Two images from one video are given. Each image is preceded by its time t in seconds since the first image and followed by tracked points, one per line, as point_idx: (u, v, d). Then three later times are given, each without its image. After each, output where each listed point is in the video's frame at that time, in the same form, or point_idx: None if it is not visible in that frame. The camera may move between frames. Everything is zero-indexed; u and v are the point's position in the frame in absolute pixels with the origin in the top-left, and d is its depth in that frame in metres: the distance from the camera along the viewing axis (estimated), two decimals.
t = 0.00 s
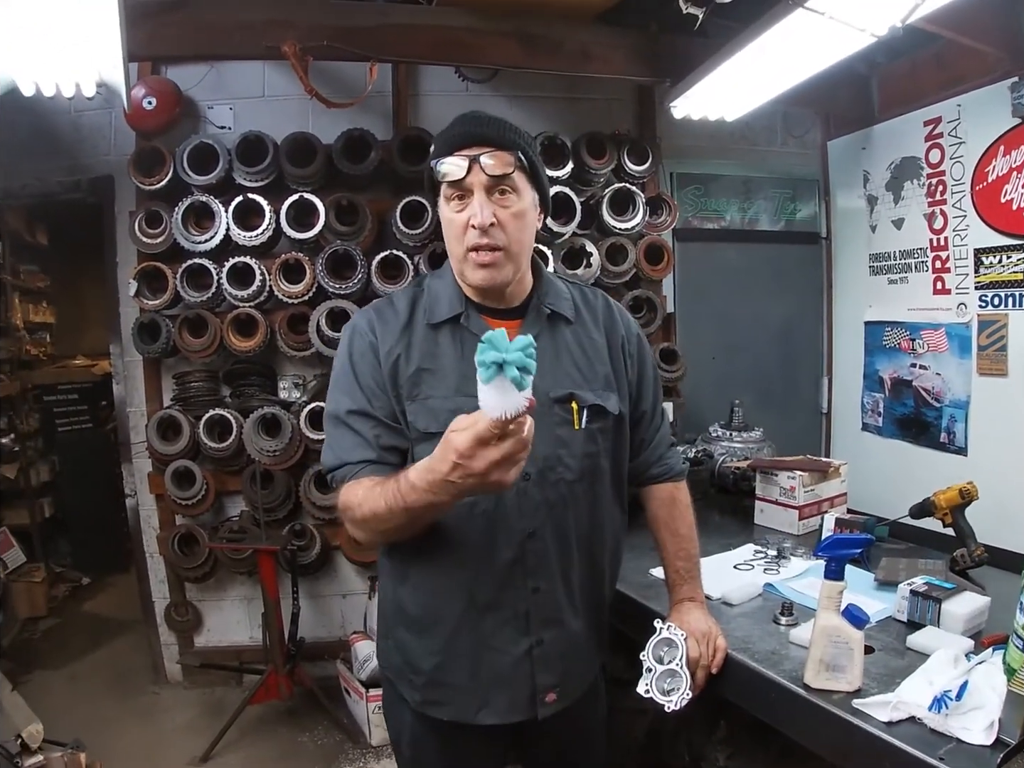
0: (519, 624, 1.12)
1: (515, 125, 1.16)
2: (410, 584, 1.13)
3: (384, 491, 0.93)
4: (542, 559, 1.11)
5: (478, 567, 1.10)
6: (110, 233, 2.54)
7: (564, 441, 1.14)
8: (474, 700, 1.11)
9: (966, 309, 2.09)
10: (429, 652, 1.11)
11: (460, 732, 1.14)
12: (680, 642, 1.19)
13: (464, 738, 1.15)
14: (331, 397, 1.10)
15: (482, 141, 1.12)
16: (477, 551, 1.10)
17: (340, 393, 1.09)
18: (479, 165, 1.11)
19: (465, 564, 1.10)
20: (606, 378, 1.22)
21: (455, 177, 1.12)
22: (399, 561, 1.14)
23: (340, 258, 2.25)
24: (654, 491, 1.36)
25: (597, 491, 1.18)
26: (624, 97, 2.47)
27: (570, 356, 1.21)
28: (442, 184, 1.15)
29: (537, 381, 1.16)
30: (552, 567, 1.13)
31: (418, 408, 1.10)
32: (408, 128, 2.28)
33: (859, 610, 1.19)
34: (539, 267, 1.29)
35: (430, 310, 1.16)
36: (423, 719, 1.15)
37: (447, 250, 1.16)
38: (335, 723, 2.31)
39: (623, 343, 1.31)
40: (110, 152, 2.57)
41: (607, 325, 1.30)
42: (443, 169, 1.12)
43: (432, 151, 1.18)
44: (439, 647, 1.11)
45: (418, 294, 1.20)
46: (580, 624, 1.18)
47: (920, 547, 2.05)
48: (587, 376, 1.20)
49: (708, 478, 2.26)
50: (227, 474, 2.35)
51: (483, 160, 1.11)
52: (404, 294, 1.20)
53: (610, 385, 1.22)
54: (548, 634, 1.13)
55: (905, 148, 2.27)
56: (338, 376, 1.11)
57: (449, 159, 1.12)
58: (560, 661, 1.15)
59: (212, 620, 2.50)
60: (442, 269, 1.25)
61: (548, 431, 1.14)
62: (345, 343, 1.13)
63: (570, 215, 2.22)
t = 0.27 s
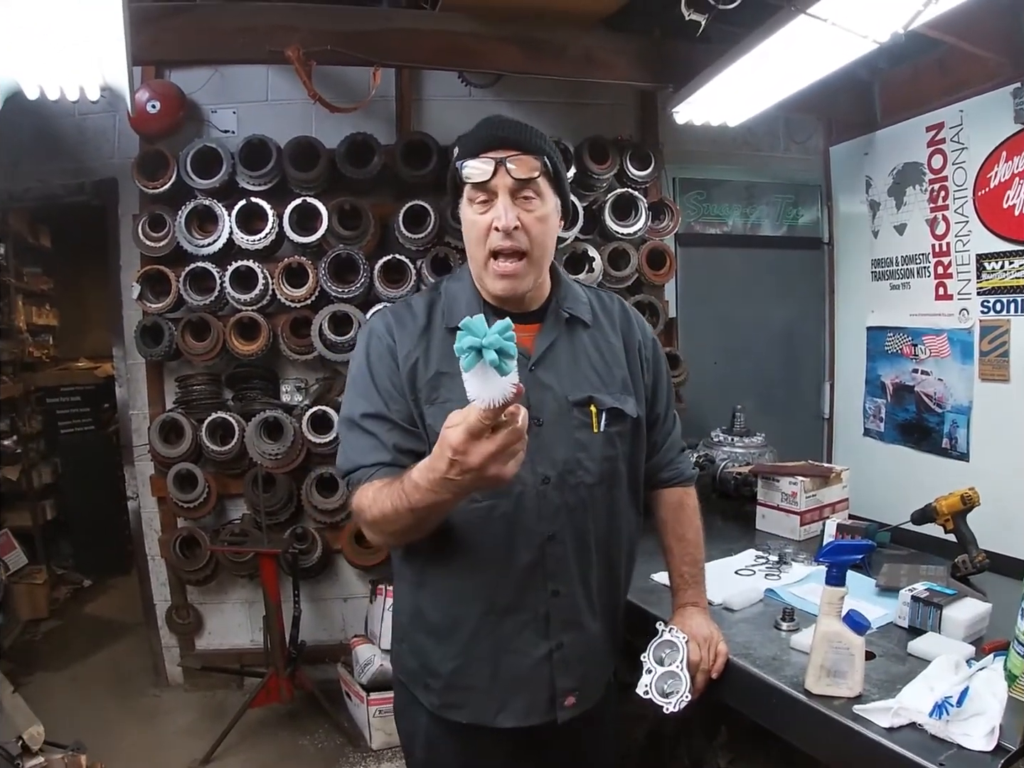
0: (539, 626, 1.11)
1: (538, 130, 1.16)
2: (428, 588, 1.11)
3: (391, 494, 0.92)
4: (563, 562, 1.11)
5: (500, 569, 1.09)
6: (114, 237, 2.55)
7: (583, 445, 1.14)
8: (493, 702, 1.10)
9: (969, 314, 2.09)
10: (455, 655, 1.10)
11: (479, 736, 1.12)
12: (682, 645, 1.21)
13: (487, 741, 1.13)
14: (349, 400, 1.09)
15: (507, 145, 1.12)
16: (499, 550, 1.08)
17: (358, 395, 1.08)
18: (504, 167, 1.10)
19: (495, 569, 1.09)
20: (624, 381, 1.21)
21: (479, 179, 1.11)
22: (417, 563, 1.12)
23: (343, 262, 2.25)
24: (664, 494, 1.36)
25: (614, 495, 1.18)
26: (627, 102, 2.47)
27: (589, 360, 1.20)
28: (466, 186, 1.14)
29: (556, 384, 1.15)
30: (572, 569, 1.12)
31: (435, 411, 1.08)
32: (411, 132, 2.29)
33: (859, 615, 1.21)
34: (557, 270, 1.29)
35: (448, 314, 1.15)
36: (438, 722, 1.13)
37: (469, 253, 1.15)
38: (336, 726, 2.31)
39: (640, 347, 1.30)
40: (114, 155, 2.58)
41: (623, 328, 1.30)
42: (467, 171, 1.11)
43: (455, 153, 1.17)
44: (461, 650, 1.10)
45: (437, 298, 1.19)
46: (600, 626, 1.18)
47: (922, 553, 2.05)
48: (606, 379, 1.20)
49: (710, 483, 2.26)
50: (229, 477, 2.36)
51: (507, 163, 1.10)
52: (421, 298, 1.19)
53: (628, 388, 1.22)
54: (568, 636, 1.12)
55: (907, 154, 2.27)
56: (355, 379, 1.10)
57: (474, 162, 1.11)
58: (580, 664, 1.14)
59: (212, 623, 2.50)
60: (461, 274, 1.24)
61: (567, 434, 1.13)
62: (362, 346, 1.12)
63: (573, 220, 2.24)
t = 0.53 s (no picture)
0: (550, 630, 1.11)
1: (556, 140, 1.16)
2: (440, 593, 1.11)
3: (406, 498, 0.92)
4: (573, 566, 1.11)
5: (512, 574, 1.09)
6: (114, 241, 2.55)
7: (595, 450, 1.14)
8: (503, 705, 1.10)
9: (967, 319, 2.10)
10: (467, 659, 1.10)
11: (488, 739, 1.13)
12: (681, 646, 1.20)
13: (496, 744, 1.13)
14: (361, 405, 1.09)
15: (524, 153, 1.12)
16: (511, 555, 1.09)
17: (370, 400, 1.08)
18: (522, 176, 1.10)
19: (508, 574, 1.09)
20: (635, 387, 1.22)
21: (496, 186, 1.11)
22: (430, 568, 1.13)
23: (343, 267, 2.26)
24: (668, 498, 1.37)
25: (625, 501, 1.18)
26: (627, 108, 2.48)
27: (600, 366, 1.21)
28: (481, 193, 1.14)
29: (567, 391, 1.16)
30: (583, 573, 1.12)
31: (448, 416, 1.08)
32: (411, 137, 2.30)
33: (857, 620, 1.22)
34: (569, 276, 1.29)
35: (460, 320, 1.15)
36: (447, 726, 1.14)
37: (482, 259, 1.15)
38: (334, 730, 2.31)
39: (651, 353, 1.30)
40: (114, 159, 2.59)
41: (634, 334, 1.30)
42: (484, 177, 1.11)
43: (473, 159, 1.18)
44: (473, 654, 1.10)
45: (448, 303, 1.19)
46: (611, 629, 1.18)
47: (920, 557, 2.05)
48: (617, 385, 1.20)
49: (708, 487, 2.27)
50: (228, 481, 2.36)
51: (524, 172, 1.10)
52: (433, 303, 1.19)
53: (639, 394, 1.22)
54: (579, 639, 1.13)
55: (905, 160, 2.28)
56: (368, 384, 1.10)
57: (491, 169, 1.11)
58: (590, 668, 1.14)
59: (211, 626, 2.50)
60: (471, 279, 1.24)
61: (578, 439, 1.14)
62: (374, 351, 1.12)
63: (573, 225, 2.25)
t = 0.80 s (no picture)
0: (559, 630, 1.11)
1: (559, 140, 1.16)
2: (450, 594, 1.11)
3: (410, 494, 0.91)
4: (582, 566, 1.11)
5: (522, 574, 1.09)
6: (111, 242, 2.55)
7: (603, 450, 1.14)
8: (511, 706, 1.10)
9: (964, 321, 2.10)
10: (477, 660, 1.10)
11: (495, 740, 1.12)
12: (681, 645, 1.20)
13: (504, 745, 1.13)
14: (371, 405, 1.08)
15: (527, 155, 1.12)
16: (520, 555, 1.09)
17: (381, 400, 1.07)
18: (524, 178, 1.10)
19: (517, 574, 1.09)
20: (642, 387, 1.22)
21: (499, 188, 1.11)
22: (439, 569, 1.13)
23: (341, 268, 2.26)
24: (671, 497, 1.37)
25: (634, 501, 1.18)
26: (625, 109, 2.49)
27: (608, 366, 1.21)
28: (485, 195, 1.14)
29: (576, 391, 1.16)
30: (592, 573, 1.12)
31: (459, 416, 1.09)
32: (409, 138, 2.30)
33: (855, 620, 1.21)
34: (575, 276, 1.30)
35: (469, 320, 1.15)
36: (453, 726, 1.14)
37: (487, 261, 1.15)
38: (333, 732, 2.31)
39: (657, 353, 1.31)
40: (112, 160, 2.59)
41: (640, 334, 1.31)
42: (487, 179, 1.12)
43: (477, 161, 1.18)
44: (484, 655, 1.10)
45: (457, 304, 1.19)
46: (618, 630, 1.18)
47: (918, 558, 2.05)
48: (625, 385, 1.20)
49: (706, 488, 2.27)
50: (225, 482, 2.35)
51: (527, 173, 1.11)
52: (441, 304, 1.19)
53: (646, 394, 1.23)
54: (587, 640, 1.13)
55: (902, 161, 2.29)
56: (378, 384, 1.09)
57: (494, 170, 1.12)
58: (598, 668, 1.14)
59: (209, 628, 2.50)
60: (479, 280, 1.25)
61: (586, 440, 1.14)
62: (384, 350, 1.12)
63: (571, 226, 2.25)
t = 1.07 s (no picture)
0: (563, 634, 1.11)
1: (562, 143, 1.16)
2: (453, 598, 1.11)
3: (413, 499, 0.91)
4: (585, 569, 1.11)
5: (525, 578, 1.09)
6: (109, 245, 2.55)
7: (605, 453, 1.14)
8: (514, 709, 1.10)
9: (962, 321, 2.11)
10: (480, 663, 1.10)
11: (497, 743, 1.13)
12: (680, 647, 1.20)
13: (507, 748, 1.13)
14: (372, 408, 1.08)
15: (531, 157, 1.12)
16: (523, 559, 1.09)
17: (382, 403, 1.07)
18: (529, 181, 1.10)
19: (520, 578, 1.09)
20: (644, 390, 1.22)
21: (503, 191, 1.11)
22: (442, 572, 1.13)
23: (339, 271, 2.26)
24: (672, 499, 1.37)
25: (636, 504, 1.19)
26: (622, 111, 2.49)
27: (610, 369, 1.21)
28: (490, 198, 1.14)
29: (579, 394, 1.16)
30: (595, 576, 1.12)
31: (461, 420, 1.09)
32: (407, 141, 2.30)
33: (855, 621, 1.22)
34: (577, 280, 1.30)
35: (472, 325, 1.15)
36: (456, 730, 1.14)
37: (492, 264, 1.15)
38: (333, 734, 2.31)
39: (658, 356, 1.31)
40: (110, 163, 2.59)
41: (641, 337, 1.31)
42: (492, 183, 1.11)
43: (479, 165, 1.18)
44: (487, 658, 1.10)
45: (458, 308, 1.19)
46: (619, 633, 1.18)
47: (917, 558, 2.05)
48: (627, 388, 1.20)
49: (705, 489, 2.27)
50: (224, 485, 2.35)
51: (531, 176, 1.10)
52: (443, 308, 1.19)
53: (648, 396, 1.23)
54: (591, 643, 1.13)
55: (899, 162, 2.29)
56: (379, 387, 1.09)
57: (498, 174, 1.11)
58: (601, 671, 1.14)
59: (208, 631, 2.49)
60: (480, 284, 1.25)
61: (588, 443, 1.14)
62: (385, 354, 1.12)
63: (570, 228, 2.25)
